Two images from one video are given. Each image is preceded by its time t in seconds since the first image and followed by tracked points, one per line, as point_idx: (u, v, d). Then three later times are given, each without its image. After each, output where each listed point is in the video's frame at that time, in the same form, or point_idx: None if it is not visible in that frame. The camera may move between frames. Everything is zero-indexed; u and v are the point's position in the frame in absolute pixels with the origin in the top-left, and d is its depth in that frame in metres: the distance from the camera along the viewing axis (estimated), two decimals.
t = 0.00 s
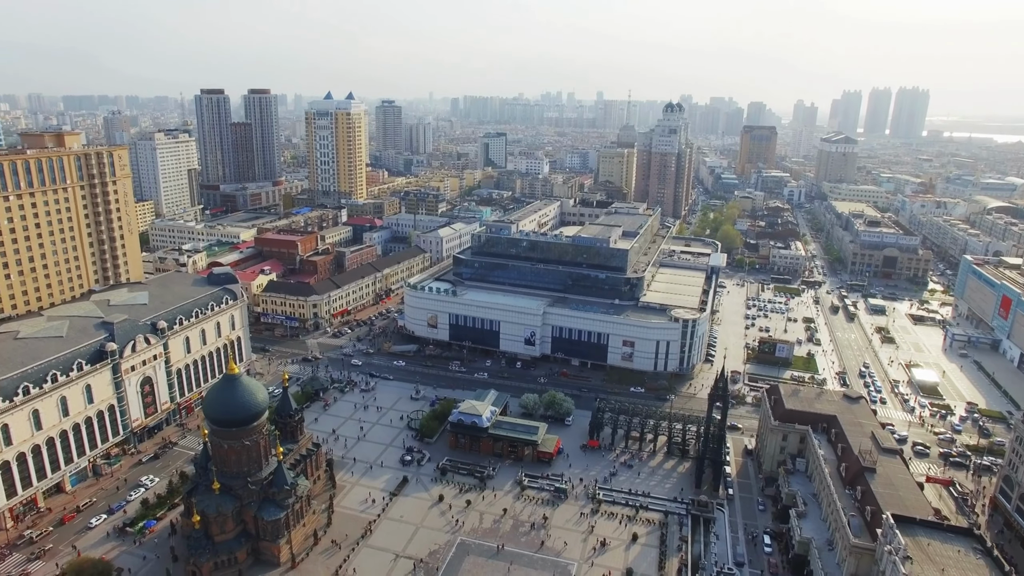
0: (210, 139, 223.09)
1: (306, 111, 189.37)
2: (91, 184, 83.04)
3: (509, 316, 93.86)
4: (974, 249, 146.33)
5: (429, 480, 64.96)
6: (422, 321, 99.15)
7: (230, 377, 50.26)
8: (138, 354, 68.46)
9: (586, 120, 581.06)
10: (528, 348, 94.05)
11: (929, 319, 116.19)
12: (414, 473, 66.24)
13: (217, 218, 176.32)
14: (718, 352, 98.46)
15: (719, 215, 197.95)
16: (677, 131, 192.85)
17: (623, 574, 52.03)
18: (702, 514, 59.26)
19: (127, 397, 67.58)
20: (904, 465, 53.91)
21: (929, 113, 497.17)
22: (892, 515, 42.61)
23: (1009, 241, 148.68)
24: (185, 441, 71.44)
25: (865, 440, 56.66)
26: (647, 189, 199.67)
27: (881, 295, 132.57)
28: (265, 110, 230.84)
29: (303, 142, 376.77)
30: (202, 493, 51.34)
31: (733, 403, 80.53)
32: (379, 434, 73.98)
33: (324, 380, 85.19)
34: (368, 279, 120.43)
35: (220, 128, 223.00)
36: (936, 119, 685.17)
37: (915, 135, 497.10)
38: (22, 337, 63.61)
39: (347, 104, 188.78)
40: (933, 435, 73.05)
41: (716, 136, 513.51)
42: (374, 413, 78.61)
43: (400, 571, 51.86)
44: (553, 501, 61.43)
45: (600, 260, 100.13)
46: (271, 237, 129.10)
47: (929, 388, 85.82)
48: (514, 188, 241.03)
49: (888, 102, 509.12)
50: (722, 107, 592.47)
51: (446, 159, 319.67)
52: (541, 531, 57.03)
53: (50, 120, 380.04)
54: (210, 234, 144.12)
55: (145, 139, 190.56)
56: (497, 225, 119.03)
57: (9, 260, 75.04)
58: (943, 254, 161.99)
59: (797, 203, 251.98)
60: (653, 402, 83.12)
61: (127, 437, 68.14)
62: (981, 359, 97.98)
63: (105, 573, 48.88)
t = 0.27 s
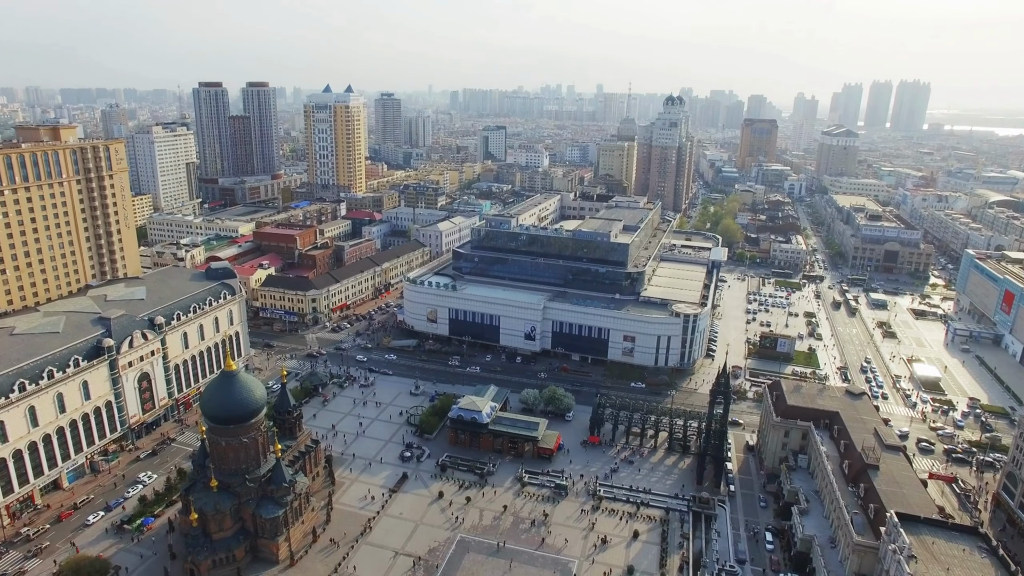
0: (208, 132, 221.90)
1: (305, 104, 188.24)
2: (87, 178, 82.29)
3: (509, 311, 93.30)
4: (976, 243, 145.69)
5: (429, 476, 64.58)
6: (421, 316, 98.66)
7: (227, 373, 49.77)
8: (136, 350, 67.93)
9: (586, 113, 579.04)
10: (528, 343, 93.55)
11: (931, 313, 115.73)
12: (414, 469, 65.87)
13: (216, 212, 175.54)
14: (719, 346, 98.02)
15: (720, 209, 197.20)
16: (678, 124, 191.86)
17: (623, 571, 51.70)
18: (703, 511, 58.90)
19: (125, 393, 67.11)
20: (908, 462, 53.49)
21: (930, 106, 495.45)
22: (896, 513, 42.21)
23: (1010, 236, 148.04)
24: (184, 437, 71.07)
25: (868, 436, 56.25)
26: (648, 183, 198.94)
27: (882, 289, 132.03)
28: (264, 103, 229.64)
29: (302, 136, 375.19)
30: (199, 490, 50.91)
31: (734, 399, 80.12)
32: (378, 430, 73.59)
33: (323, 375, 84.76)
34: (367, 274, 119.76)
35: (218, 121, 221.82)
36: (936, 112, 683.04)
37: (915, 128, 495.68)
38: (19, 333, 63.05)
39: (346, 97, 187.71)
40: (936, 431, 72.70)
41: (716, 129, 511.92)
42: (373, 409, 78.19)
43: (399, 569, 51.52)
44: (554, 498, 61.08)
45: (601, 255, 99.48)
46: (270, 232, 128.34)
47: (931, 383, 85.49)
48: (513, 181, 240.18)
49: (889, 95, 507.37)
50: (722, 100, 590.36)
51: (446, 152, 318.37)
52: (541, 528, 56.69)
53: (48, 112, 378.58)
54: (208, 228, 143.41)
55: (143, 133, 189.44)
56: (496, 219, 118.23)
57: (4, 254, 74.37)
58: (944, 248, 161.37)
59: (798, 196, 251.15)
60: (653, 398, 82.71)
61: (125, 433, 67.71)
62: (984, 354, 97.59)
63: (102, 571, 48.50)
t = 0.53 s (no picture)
0: (206, 125, 220.53)
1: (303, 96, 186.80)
2: (82, 171, 81.40)
3: (509, 305, 92.71)
4: (978, 236, 145.06)
5: (428, 472, 64.17)
6: (420, 310, 98.09)
7: (223, 369, 49.26)
8: (132, 345, 67.34)
9: (586, 105, 576.63)
10: (528, 337, 93.03)
11: (932, 307, 115.23)
12: (413, 465, 65.44)
13: (214, 205, 174.65)
14: (720, 341, 97.54)
15: (720, 201, 196.34)
16: (679, 116, 190.77)
17: (625, 568, 51.29)
18: (705, 507, 58.47)
19: (121, 389, 66.56)
20: (911, 458, 53.05)
21: (931, 98, 493.36)
22: (901, 511, 41.75)
23: (1012, 229, 147.35)
24: (181, 432, 70.59)
25: (871, 432, 55.77)
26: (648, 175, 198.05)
27: (884, 283, 131.50)
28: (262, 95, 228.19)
29: (300, 128, 373.33)
30: (197, 487, 50.47)
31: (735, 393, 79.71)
32: (377, 425, 73.12)
33: (322, 370, 84.25)
34: (366, 267, 119.11)
35: (216, 113, 220.42)
36: (937, 104, 680.31)
37: (916, 120, 493.88)
38: (14, 328, 62.41)
39: (344, 89, 186.40)
40: (938, 427, 72.33)
41: (716, 121, 509.69)
42: (372, 404, 77.73)
43: (399, 566, 51.11)
44: (554, 494, 60.67)
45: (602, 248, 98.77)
46: (268, 225, 127.55)
47: (933, 378, 85.09)
48: (513, 174, 239.08)
49: (890, 86, 504.98)
50: (723, 92, 587.90)
51: (445, 144, 316.83)
52: (542, 525, 56.29)
53: (46, 104, 376.58)
54: (206, 222, 142.60)
55: (140, 125, 188.16)
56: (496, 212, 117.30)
57: None
58: (946, 241, 160.66)
59: (798, 189, 250.20)
60: (654, 393, 82.30)
61: (122, 428, 67.22)
62: (985, 348, 97.14)
63: (99, 569, 48.07)
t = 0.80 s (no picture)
0: (204, 117, 219.10)
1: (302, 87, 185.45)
2: (78, 164, 80.54)
3: (509, 299, 92.08)
4: (980, 229, 144.29)
5: (428, 468, 63.75)
6: (420, 303, 97.49)
7: (221, 364, 48.59)
8: (129, 339, 66.76)
9: (586, 97, 573.88)
10: (528, 331, 92.49)
11: (935, 301, 114.65)
12: (413, 460, 65.01)
13: (212, 197, 173.69)
14: (722, 335, 97.06)
15: (721, 194, 195.43)
16: (680, 108, 189.50)
17: (626, 565, 50.89)
18: (706, 503, 58.07)
19: (118, 384, 66.01)
20: (916, 454, 52.57)
21: (933, 90, 491.03)
22: (906, 510, 41.27)
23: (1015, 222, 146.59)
24: (179, 428, 70.10)
25: (874, 428, 55.28)
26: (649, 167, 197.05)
27: (885, 276, 130.88)
28: (260, 86, 226.70)
29: (299, 120, 371.41)
30: (194, 484, 50.01)
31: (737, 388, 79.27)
32: (376, 420, 72.65)
33: (320, 364, 83.74)
34: (365, 260, 118.38)
35: (214, 105, 218.95)
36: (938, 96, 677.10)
37: (917, 112, 491.76)
38: (9, 323, 61.74)
39: (343, 80, 185.05)
40: (941, 422, 71.91)
41: (717, 112, 507.31)
42: (371, 399, 77.25)
43: (398, 563, 50.72)
44: (555, 490, 60.27)
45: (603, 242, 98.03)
46: (266, 218, 126.69)
47: (935, 372, 84.64)
48: (513, 166, 237.93)
49: (891, 78, 502.30)
50: (723, 83, 585.10)
51: (444, 136, 315.26)
52: (542, 521, 55.85)
53: (43, 95, 374.41)
54: (204, 215, 141.72)
55: (137, 117, 186.80)
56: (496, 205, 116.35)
57: None
58: (948, 234, 159.88)
59: (799, 181, 249.18)
60: (655, 387, 81.85)
61: (119, 424, 66.72)
62: (988, 342, 96.66)
63: (96, 567, 47.59)
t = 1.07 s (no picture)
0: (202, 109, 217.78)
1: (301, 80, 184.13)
2: (74, 158, 79.79)
3: (509, 293, 91.52)
4: (982, 223, 143.57)
5: (428, 464, 63.37)
6: (419, 298, 96.95)
7: (217, 359, 48.11)
8: (126, 335, 66.21)
9: (586, 89, 571.45)
10: (528, 326, 91.99)
11: (936, 295, 114.12)
12: (412, 457, 64.62)
13: (211, 191, 172.77)
14: (723, 329, 96.59)
15: (722, 187, 194.53)
16: (680, 101, 188.31)
17: (627, 563, 50.57)
18: (708, 499, 57.72)
19: (116, 380, 65.53)
20: (919, 451, 52.16)
21: (934, 82, 488.92)
22: (910, 508, 40.88)
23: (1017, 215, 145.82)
24: (177, 424, 69.68)
25: (878, 425, 54.83)
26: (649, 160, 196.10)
27: (887, 270, 130.30)
28: (258, 79, 225.33)
29: (298, 113, 369.63)
30: (192, 481, 49.60)
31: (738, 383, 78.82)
32: (376, 416, 72.23)
33: (319, 359, 83.27)
34: (364, 254, 117.76)
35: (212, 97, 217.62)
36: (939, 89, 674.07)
37: (918, 105, 489.80)
38: (4, 319, 61.18)
39: (342, 73, 183.82)
40: (943, 417, 71.57)
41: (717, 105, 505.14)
42: (370, 394, 76.84)
43: (397, 561, 50.38)
44: (555, 486, 59.90)
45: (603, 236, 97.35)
46: (265, 211, 125.94)
47: (937, 367, 84.22)
48: (512, 159, 236.86)
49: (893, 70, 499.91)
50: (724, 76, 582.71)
51: (444, 129, 313.76)
52: (543, 518, 55.50)
53: (40, 88, 372.57)
54: (202, 208, 140.93)
55: (135, 110, 185.57)
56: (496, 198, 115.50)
57: None
58: (950, 228, 159.14)
59: (800, 175, 248.23)
60: (656, 382, 81.44)
61: (117, 420, 66.30)
62: (990, 337, 96.18)
63: (93, 565, 47.22)
